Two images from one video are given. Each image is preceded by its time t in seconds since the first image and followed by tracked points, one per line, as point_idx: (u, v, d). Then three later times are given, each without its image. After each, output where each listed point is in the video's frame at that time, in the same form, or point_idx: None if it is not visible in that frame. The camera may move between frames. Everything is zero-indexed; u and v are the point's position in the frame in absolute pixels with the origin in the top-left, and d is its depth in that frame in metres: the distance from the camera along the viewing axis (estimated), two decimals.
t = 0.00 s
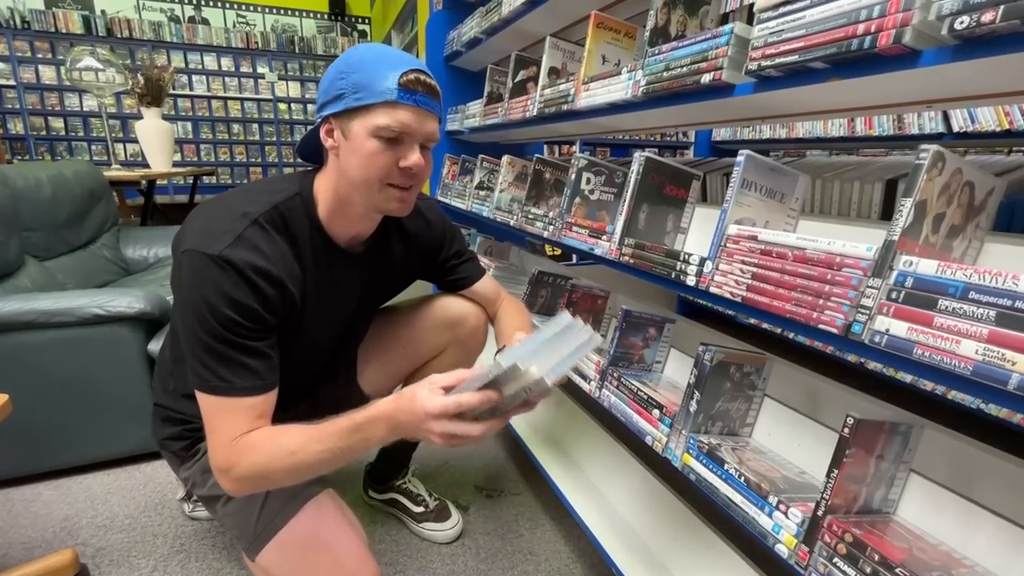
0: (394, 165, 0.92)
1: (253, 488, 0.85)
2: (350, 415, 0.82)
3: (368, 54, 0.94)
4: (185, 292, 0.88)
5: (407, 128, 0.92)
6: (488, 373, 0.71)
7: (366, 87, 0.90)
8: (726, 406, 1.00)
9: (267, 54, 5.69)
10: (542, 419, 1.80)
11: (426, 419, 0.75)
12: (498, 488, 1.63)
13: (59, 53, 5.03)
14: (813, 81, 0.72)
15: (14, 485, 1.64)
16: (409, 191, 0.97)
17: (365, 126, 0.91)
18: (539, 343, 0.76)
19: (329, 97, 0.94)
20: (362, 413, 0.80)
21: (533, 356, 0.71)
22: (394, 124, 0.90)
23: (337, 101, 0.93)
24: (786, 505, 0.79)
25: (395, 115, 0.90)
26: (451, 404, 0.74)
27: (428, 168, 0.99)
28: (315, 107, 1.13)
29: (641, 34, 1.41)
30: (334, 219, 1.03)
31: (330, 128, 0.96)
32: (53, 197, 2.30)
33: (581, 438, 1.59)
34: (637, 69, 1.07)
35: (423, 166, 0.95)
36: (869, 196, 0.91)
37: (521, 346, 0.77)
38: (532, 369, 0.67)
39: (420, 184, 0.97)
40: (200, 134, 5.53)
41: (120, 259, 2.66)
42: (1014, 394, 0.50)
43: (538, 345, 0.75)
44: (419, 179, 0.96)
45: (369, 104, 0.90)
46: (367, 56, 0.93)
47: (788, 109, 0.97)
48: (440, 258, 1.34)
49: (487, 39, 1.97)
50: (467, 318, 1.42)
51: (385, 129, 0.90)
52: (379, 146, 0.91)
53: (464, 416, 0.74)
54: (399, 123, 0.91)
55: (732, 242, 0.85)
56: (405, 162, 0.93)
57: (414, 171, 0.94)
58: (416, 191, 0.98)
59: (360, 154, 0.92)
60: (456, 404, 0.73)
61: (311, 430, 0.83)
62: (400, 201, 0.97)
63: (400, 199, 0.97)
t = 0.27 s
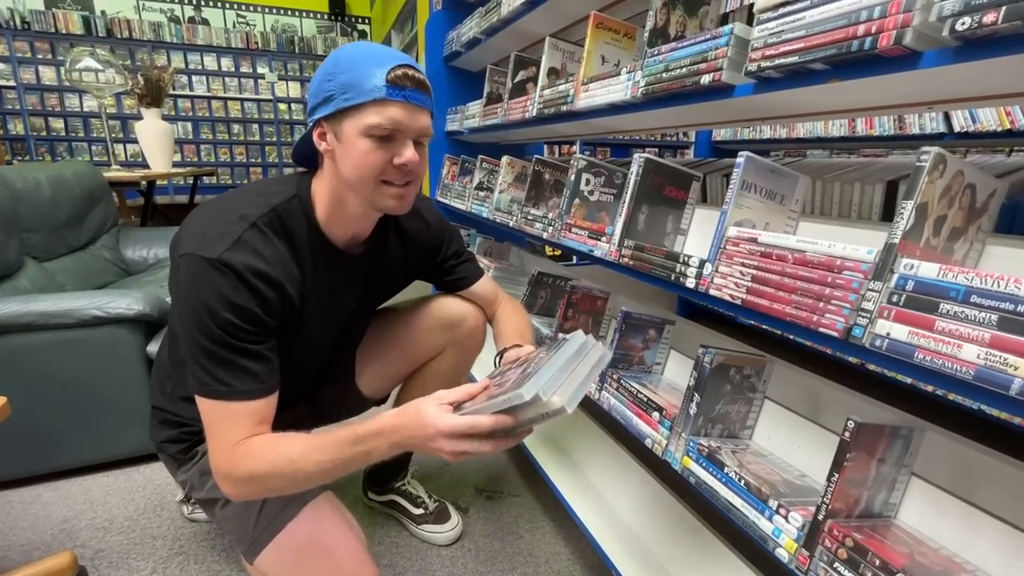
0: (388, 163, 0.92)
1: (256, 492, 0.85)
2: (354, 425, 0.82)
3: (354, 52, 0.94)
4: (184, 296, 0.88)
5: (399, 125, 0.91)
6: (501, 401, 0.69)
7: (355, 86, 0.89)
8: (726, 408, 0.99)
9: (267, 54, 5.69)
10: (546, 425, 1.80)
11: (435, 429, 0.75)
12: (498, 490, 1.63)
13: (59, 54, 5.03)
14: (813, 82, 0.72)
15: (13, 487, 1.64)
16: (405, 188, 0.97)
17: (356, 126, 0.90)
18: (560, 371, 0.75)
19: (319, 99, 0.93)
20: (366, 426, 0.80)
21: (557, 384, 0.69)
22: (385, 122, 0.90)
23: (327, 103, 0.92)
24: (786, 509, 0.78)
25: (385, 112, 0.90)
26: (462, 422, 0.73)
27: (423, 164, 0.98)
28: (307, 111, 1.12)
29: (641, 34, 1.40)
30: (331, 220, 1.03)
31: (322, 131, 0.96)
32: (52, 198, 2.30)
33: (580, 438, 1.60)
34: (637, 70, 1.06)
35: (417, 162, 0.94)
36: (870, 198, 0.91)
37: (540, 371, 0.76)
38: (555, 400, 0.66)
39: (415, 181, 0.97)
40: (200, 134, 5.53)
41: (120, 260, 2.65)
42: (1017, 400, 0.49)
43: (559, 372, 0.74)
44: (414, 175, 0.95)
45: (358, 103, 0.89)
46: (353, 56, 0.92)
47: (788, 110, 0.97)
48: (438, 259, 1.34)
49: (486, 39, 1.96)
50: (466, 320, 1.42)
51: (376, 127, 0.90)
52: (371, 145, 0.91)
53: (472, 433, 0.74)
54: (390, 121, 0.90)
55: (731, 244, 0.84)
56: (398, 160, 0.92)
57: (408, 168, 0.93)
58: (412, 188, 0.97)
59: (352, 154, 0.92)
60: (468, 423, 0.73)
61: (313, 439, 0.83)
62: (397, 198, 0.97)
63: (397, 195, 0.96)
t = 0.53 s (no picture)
0: (387, 168, 0.92)
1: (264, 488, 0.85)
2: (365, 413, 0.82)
3: (358, 52, 0.93)
4: (183, 295, 0.87)
5: (400, 132, 0.90)
6: (519, 407, 0.68)
7: (358, 89, 0.89)
8: (729, 408, 0.99)
9: (268, 54, 5.68)
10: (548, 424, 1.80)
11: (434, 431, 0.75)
12: (500, 490, 1.62)
13: (60, 54, 5.03)
14: (818, 79, 0.71)
15: (15, 487, 1.64)
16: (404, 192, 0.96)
17: (357, 129, 0.90)
18: (607, 368, 0.73)
19: (320, 98, 0.93)
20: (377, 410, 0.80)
21: (601, 382, 0.68)
22: (387, 127, 0.89)
23: (328, 103, 0.92)
24: (791, 510, 0.77)
25: (386, 118, 0.89)
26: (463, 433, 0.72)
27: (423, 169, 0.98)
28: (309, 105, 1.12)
29: (643, 32, 1.40)
30: (330, 218, 1.03)
31: (323, 131, 0.95)
32: (53, 198, 2.30)
33: (582, 439, 1.60)
34: (639, 67, 1.06)
35: (417, 168, 0.94)
36: (875, 196, 0.90)
37: (576, 371, 0.75)
38: (599, 397, 0.65)
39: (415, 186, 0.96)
40: (202, 134, 5.53)
41: (121, 260, 2.65)
42: None
43: (606, 369, 0.73)
44: (414, 180, 0.95)
45: (360, 107, 0.89)
46: (359, 57, 0.91)
47: (792, 108, 0.96)
48: (440, 258, 1.33)
49: (487, 37, 1.96)
50: (468, 319, 1.41)
51: (378, 132, 0.89)
52: (371, 149, 0.90)
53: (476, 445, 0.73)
54: (391, 126, 0.89)
55: (735, 242, 0.84)
56: (399, 166, 0.92)
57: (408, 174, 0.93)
58: (410, 193, 0.97)
59: (352, 157, 0.91)
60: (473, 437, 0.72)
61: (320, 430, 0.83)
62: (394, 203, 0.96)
63: (395, 200, 0.96)
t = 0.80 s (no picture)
0: (388, 168, 0.91)
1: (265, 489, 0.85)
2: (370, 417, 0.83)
3: (360, 52, 0.92)
4: (181, 299, 0.86)
5: (401, 131, 0.90)
6: (518, 416, 0.67)
7: (359, 88, 0.88)
8: (732, 410, 0.98)
9: (268, 54, 5.68)
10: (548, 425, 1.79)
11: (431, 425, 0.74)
12: (501, 491, 1.61)
13: (60, 54, 5.03)
14: (822, 77, 0.70)
15: (14, 489, 1.63)
16: (404, 194, 0.95)
17: (358, 128, 0.89)
18: (602, 378, 0.73)
19: (321, 97, 0.92)
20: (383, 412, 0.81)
21: (599, 392, 0.68)
22: (388, 127, 0.88)
23: (329, 102, 0.91)
24: (795, 514, 0.76)
25: (388, 117, 0.88)
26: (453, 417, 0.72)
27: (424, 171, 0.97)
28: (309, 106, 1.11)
29: (643, 31, 1.39)
30: (328, 219, 1.01)
31: (322, 130, 0.94)
32: (52, 199, 2.29)
33: (581, 440, 1.59)
34: (640, 66, 1.05)
35: (418, 169, 0.93)
36: (878, 195, 0.89)
37: (574, 382, 0.74)
38: (599, 407, 0.65)
39: (415, 187, 0.95)
40: (202, 134, 5.52)
41: (120, 261, 2.64)
42: None
43: (601, 379, 0.72)
44: (414, 182, 0.94)
45: (361, 105, 0.88)
46: (361, 55, 0.91)
47: (795, 107, 0.95)
48: (439, 258, 1.33)
49: (487, 36, 1.95)
50: (467, 320, 1.40)
51: (379, 131, 0.88)
52: (372, 149, 0.89)
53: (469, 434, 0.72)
54: (392, 125, 0.89)
55: (738, 243, 0.83)
56: (399, 166, 0.91)
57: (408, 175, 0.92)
58: (410, 195, 0.96)
59: (353, 157, 0.90)
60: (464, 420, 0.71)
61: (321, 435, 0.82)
62: (393, 205, 0.95)
63: (395, 201, 0.95)
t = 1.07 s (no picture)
0: (391, 175, 0.91)
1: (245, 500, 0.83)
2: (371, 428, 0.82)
3: (370, 56, 0.91)
4: (176, 299, 0.86)
5: (407, 138, 0.89)
6: (516, 424, 0.73)
7: (367, 94, 0.87)
8: (733, 412, 0.97)
9: (268, 55, 5.68)
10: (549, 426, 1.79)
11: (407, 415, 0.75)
12: (501, 492, 1.61)
13: (61, 56, 5.03)
14: (823, 78, 0.70)
15: (15, 490, 1.63)
16: (406, 201, 0.95)
17: (364, 134, 0.88)
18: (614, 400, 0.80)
19: (328, 99, 0.91)
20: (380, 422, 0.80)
21: (611, 412, 0.75)
22: (394, 134, 0.88)
23: (336, 105, 0.90)
24: (796, 516, 0.76)
25: (394, 125, 0.87)
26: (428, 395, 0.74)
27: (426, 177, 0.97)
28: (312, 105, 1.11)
29: (644, 32, 1.38)
30: (328, 221, 1.01)
31: (327, 132, 0.94)
32: (53, 200, 2.29)
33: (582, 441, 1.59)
34: (640, 67, 1.04)
35: (422, 177, 0.93)
36: (880, 196, 0.88)
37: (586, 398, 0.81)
38: (611, 426, 0.72)
39: (416, 195, 0.95)
40: (202, 135, 5.53)
41: (121, 262, 2.65)
42: None
43: (614, 400, 0.80)
44: (417, 189, 0.94)
45: (368, 112, 0.87)
46: (372, 62, 0.90)
47: (795, 108, 0.95)
48: (438, 260, 1.32)
49: (487, 37, 1.94)
50: (467, 321, 1.40)
51: (384, 138, 0.88)
52: (377, 155, 0.89)
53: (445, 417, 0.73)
54: (398, 133, 0.88)
55: (739, 244, 0.82)
56: (402, 173, 0.91)
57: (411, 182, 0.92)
58: (411, 201, 0.96)
59: (357, 162, 0.90)
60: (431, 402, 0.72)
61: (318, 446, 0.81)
62: (394, 211, 0.95)
63: (395, 208, 0.95)
